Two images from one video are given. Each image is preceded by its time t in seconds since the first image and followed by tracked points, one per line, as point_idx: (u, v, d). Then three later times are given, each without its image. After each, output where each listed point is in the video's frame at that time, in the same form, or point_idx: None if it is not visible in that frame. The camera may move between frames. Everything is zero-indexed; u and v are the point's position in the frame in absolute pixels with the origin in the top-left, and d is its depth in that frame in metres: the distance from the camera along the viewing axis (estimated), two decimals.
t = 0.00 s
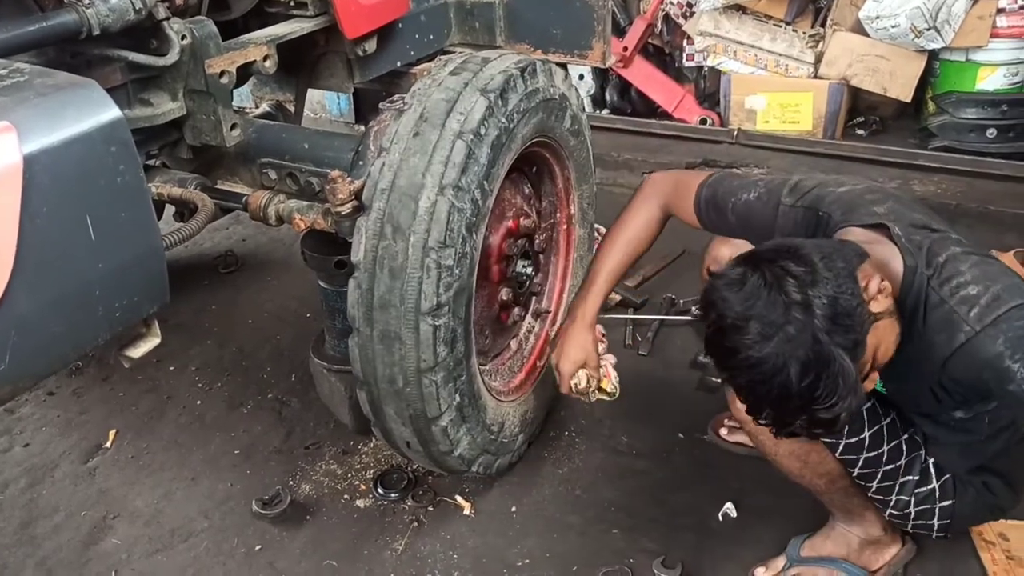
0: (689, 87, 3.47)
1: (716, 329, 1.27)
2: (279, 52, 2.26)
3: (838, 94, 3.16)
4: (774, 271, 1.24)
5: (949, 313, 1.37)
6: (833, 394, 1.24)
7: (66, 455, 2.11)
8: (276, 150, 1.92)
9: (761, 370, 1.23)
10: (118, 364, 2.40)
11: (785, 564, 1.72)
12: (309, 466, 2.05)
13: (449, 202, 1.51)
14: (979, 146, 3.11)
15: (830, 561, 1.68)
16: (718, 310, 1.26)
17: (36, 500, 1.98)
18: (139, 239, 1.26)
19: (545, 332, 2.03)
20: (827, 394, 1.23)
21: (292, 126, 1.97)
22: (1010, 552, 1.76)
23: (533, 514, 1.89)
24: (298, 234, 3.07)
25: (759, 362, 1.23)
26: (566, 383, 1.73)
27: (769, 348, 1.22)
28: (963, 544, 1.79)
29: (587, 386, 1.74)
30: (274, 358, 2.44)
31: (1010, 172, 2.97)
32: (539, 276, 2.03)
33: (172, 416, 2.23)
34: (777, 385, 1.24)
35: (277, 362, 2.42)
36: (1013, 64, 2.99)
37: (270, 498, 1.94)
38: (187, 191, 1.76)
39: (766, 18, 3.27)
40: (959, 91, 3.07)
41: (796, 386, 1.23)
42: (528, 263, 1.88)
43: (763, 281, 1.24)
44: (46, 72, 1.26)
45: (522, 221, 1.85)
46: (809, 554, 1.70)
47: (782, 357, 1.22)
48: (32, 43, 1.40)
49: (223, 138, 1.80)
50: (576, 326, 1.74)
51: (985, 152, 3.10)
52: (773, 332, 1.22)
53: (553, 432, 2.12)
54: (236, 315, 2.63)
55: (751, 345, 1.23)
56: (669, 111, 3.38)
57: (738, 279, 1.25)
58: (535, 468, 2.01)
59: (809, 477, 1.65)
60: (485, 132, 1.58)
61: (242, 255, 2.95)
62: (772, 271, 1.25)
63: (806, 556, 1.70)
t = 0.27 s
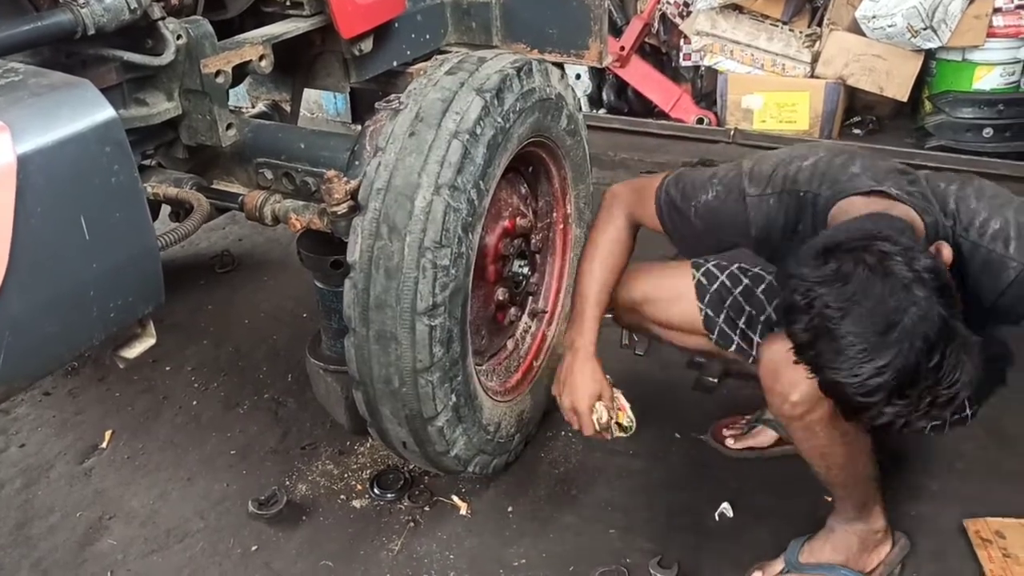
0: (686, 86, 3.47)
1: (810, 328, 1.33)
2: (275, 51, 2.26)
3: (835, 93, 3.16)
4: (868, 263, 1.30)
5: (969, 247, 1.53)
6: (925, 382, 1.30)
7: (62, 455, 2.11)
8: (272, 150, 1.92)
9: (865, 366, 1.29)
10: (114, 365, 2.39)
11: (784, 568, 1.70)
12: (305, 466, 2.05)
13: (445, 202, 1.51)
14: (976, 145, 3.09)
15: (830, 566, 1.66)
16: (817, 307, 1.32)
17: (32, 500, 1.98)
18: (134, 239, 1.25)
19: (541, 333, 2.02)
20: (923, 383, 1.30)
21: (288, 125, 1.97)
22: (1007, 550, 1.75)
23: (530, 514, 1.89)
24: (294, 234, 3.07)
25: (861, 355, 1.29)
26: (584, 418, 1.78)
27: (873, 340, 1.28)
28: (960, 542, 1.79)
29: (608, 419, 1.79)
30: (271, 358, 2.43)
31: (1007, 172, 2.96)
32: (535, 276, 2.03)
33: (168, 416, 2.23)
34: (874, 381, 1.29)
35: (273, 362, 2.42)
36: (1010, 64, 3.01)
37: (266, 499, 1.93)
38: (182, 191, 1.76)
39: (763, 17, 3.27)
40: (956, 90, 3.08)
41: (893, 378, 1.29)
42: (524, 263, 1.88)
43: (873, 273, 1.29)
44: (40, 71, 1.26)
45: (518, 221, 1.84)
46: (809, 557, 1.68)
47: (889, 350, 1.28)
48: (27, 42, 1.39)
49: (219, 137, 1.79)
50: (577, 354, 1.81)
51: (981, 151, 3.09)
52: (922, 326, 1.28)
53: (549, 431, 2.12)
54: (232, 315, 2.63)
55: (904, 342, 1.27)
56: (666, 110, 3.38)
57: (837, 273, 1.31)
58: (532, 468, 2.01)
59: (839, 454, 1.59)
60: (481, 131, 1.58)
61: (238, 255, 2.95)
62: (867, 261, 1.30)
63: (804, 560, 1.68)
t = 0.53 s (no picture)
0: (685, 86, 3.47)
1: (796, 245, 1.33)
2: (274, 52, 2.26)
3: (834, 93, 3.13)
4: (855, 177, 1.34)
5: (926, 193, 1.53)
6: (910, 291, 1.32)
7: (61, 455, 2.11)
8: (271, 150, 1.92)
9: (850, 279, 1.29)
10: (113, 365, 2.39)
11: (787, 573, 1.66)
12: (304, 467, 2.05)
13: (443, 203, 1.51)
14: (975, 146, 3.10)
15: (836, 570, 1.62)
16: (804, 220, 1.32)
17: (30, 501, 1.98)
18: (131, 241, 1.25)
19: (540, 333, 2.04)
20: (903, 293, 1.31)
21: (286, 126, 1.97)
22: (1005, 552, 1.74)
23: (528, 515, 1.89)
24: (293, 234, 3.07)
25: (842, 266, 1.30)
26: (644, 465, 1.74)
27: (860, 249, 1.29)
28: (958, 544, 1.79)
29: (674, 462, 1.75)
30: (269, 358, 2.43)
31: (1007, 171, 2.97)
32: (534, 276, 2.03)
33: (166, 416, 2.23)
34: (854, 292, 1.30)
35: (272, 362, 2.41)
36: (1009, 64, 3.02)
37: (265, 499, 1.93)
38: (181, 191, 1.76)
39: (761, 18, 3.26)
40: (955, 90, 3.08)
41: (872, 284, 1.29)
42: (523, 264, 1.88)
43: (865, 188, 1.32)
44: (37, 72, 1.26)
45: (517, 222, 1.84)
46: (815, 561, 1.64)
47: (876, 260, 1.29)
48: (24, 43, 1.39)
49: (217, 138, 1.79)
50: (630, 412, 1.79)
51: (980, 151, 3.10)
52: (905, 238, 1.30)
53: (548, 432, 2.12)
54: (231, 315, 2.63)
55: (889, 251, 1.29)
56: (665, 111, 3.35)
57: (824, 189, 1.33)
58: (530, 468, 2.01)
59: (880, 413, 1.60)
60: (479, 132, 1.57)
61: (236, 255, 2.94)
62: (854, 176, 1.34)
63: (809, 565, 1.64)
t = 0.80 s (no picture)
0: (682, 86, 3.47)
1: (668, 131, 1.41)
2: (271, 51, 2.25)
3: (830, 94, 3.12)
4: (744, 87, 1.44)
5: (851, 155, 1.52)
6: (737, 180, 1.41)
7: (57, 455, 2.10)
8: (268, 149, 1.91)
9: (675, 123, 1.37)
10: (110, 365, 2.39)
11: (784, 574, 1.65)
12: (301, 467, 2.04)
13: (440, 202, 1.50)
14: (972, 145, 3.10)
15: (832, 570, 1.61)
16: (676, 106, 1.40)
17: (27, 500, 1.97)
18: (127, 240, 1.25)
19: (538, 333, 2.03)
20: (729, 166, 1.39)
21: (283, 125, 1.97)
22: (1002, 551, 1.74)
23: (526, 515, 1.89)
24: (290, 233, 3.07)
25: (672, 113, 1.38)
26: (613, 426, 1.77)
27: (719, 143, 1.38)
28: (956, 542, 1.79)
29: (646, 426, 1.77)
30: (266, 358, 2.43)
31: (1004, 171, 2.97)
32: (531, 275, 2.02)
33: (163, 416, 2.22)
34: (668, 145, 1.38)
35: (269, 362, 2.41)
36: (1006, 63, 3.01)
37: (262, 499, 1.93)
38: (177, 190, 1.75)
39: (759, 17, 3.28)
40: (952, 89, 3.07)
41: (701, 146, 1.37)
42: (520, 263, 1.88)
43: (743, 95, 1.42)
44: (33, 71, 1.26)
45: (514, 221, 1.84)
46: (810, 561, 1.63)
47: (714, 128, 1.37)
48: (22, 41, 1.38)
49: (213, 137, 1.79)
50: (606, 374, 1.88)
51: (978, 151, 3.10)
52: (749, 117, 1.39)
53: (545, 431, 2.12)
54: (228, 315, 2.62)
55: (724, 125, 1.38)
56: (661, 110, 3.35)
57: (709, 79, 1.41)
58: (527, 467, 2.01)
59: (862, 415, 1.57)
60: (476, 131, 1.57)
61: (234, 254, 2.94)
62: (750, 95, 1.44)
63: (807, 566, 1.63)
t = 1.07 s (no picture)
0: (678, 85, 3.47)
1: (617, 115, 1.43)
2: (265, 49, 2.25)
3: (826, 92, 3.13)
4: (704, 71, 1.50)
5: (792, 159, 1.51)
6: (682, 138, 1.42)
7: (50, 455, 2.09)
8: (262, 148, 1.91)
9: (620, 87, 1.42)
10: (104, 365, 2.38)
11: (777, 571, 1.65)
12: (296, 467, 2.04)
13: (435, 201, 1.50)
14: (967, 144, 3.10)
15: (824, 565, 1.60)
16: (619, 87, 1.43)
17: (20, 501, 1.97)
18: (120, 238, 1.24)
19: (533, 332, 2.03)
20: (666, 131, 1.41)
21: (277, 124, 1.97)
22: (998, 550, 1.75)
23: (521, 514, 1.88)
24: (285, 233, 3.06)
25: (617, 80, 1.43)
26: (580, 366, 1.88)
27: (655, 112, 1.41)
28: (952, 541, 1.79)
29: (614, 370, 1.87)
30: (261, 357, 2.42)
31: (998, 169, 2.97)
32: (526, 274, 2.02)
33: (158, 416, 2.21)
34: (615, 110, 1.41)
35: (264, 362, 2.40)
36: (1000, 62, 3.02)
37: (257, 499, 1.92)
38: (171, 189, 1.75)
39: (754, 16, 3.27)
40: (946, 89, 3.08)
41: (644, 111, 1.41)
42: (515, 262, 1.88)
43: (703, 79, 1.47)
44: (26, 69, 1.25)
45: (509, 219, 1.84)
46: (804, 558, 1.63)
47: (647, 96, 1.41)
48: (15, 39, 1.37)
49: (207, 135, 1.78)
50: (590, 314, 1.95)
51: (973, 150, 3.10)
52: (694, 92, 1.43)
53: (541, 431, 2.12)
54: (223, 315, 2.61)
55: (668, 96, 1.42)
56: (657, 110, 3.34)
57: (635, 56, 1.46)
58: (522, 467, 2.01)
59: (833, 414, 1.58)
60: (471, 130, 1.57)
61: (228, 254, 2.93)
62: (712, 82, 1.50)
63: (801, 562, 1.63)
